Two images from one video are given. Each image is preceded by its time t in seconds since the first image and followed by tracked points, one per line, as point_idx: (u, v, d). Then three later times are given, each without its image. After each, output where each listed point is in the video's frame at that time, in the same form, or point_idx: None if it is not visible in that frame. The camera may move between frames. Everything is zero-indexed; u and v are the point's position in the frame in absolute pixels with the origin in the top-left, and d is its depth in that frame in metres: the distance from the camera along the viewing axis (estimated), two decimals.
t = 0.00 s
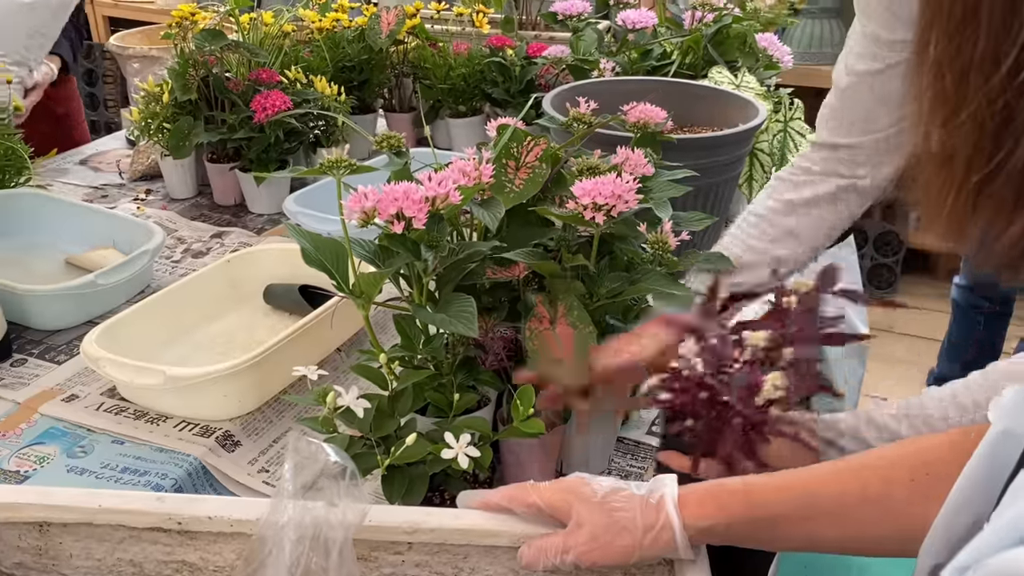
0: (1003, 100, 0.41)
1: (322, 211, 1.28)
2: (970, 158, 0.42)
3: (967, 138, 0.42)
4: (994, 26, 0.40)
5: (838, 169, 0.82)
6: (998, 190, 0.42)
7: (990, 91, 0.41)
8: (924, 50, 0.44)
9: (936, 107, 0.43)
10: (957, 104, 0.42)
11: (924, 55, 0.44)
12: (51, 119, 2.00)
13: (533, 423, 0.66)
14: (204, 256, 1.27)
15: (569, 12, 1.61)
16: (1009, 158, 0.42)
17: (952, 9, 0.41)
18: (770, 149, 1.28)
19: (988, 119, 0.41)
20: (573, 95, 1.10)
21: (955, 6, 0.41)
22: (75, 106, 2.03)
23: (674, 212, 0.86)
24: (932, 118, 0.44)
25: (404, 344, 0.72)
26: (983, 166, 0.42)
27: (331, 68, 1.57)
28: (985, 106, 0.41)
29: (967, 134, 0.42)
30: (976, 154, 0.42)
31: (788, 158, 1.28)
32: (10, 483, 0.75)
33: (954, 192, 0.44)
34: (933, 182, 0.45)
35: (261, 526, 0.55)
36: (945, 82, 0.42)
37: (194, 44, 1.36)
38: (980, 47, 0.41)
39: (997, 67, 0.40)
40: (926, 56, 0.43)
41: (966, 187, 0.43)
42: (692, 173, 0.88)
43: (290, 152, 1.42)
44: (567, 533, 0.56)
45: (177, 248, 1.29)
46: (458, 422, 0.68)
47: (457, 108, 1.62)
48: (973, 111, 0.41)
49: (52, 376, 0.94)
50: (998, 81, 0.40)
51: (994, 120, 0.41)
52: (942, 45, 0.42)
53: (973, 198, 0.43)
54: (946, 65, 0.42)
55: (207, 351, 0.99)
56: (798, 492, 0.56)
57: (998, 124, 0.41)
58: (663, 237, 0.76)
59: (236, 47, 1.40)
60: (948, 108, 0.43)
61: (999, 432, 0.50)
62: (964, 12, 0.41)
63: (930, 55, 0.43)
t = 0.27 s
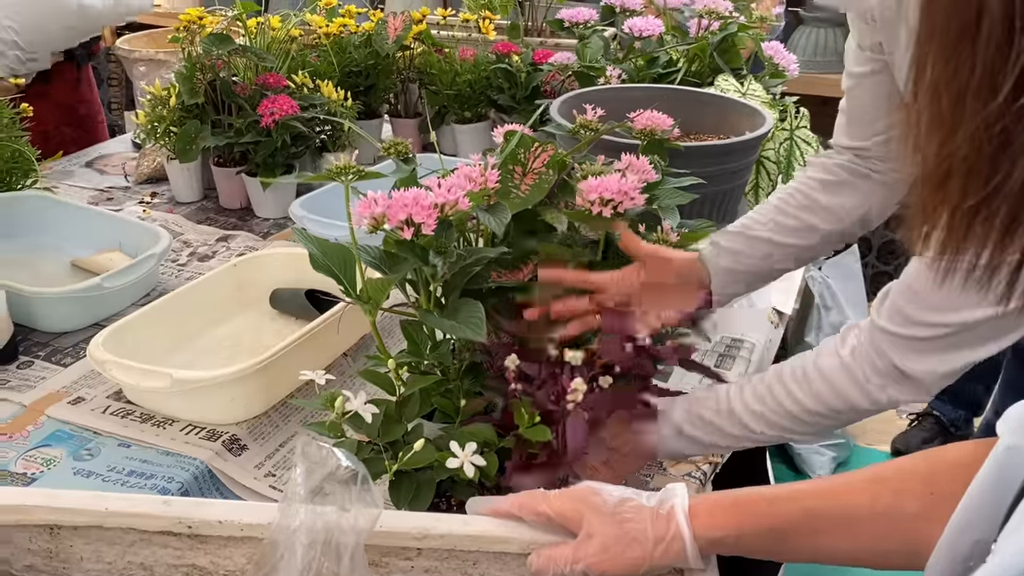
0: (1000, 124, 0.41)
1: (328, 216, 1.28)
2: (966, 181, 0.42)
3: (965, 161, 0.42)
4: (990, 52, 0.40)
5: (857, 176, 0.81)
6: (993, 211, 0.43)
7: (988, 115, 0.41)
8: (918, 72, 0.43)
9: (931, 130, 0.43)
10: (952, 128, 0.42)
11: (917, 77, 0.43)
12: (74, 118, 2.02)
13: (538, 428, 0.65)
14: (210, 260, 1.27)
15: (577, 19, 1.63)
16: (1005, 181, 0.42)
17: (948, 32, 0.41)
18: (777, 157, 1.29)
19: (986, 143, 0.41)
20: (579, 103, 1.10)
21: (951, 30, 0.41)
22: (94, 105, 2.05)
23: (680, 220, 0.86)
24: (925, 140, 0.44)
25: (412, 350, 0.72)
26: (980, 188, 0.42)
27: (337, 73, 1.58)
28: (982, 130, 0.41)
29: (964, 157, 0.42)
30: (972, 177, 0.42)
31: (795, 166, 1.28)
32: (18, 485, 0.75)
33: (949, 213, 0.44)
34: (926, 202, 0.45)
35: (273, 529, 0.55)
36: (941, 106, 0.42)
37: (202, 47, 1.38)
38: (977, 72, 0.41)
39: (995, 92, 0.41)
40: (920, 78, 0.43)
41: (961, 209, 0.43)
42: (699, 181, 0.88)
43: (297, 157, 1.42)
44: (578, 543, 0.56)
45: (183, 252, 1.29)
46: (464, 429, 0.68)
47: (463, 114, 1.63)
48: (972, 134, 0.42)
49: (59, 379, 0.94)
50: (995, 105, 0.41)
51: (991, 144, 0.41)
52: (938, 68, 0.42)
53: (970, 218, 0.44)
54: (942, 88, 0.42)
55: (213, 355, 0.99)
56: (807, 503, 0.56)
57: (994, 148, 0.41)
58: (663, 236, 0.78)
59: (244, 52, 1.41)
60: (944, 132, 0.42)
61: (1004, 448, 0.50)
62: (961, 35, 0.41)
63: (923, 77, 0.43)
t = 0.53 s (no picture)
0: (1000, 128, 0.40)
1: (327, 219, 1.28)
2: (965, 186, 0.42)
3: (963, 166, 0.42)
4: (990, 55, 0.40)
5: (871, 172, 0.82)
6: (992, 218, 0.43)
7: (987, 119, 0.41)
8: (919, 76, 0.43)
9: (931, 135, 0.43)
10: (952, 132, 0.42)
11: (918, 81, 0.43)
12: (73, 121, 2.03)
13: (535, 433, 0.66)
14: (209, 262, 1.27)
15: (576, 22, 1.62)
16: (1004, 187, 0.42)
17: (949, 36, 0.41)
18: (776, 160, 1.29)
19: (985, 148, 0.41)
20: (579, 106, 1.10)
21: (952, 33, 0.41)
22: (94, 108, 2.06)
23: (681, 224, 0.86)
24: (926, 145, 0.43)
25: (410, 354, 0.72)
26: (979, 194, 0.42)
27: (337, 76, 1.58)
28: (982, 135, 0.41)
29: (963, 163, 0.42)
30: (971, 183, 0.42)
31: (796, 169, 1.30)
32: (15, 490, 0.75)
33: (948, 219, 0.44)
34: (927, 208, 0.45)
35: (269, 536, 0.54)
36: (942, 111, 0.42)
37: (201, 50, 1.37)
38: (977, 76, 0.41)
39: (995, 96, 0.40)
40: (921, 82, 0.43)
41: (960, 215, 0.43)
42: (699, 185, 0.88)
43: (296, 160, 1.42)
44: (576, 550, 0.55)
45: (182, 254, 1.29)
46: (461, 434, 0.68)
47: (463, 117, 1.63)
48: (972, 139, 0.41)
49: (56, 382, 0.94)
50: (995, 109, 0.40)
51: (990, 149, 0.41)
52: (939, 72, 0.42)
53: (968, 226, 0.43)
54: (943, 92, 0.42)
55: (211, 359, 0.99)
56: (807, 510, 0.56)
57: (993, 153, 0.41)
58: (670, 244, 0.77)
59: (243, 54, 1.41)
60: (944, 136, 0.42)
61: (1003, 456, 0.50)
62: (961, 39, 0.41)
63: (924, 82, 0.43)
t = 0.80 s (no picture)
0: (999, 131, 0.40)
1: (326, 223, 1.28)
2: (965, 189, 0.42)
3: (963, 170, 0.41)
4: (990, 58, 0.39)
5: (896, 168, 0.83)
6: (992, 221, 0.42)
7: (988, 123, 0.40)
8: (917, 79, 0.42)
9: (930, 139, 0.42)
10: (952, 136, 0.41)
11: (916, 83, 0.42)
12: (75, 124, 2.01)
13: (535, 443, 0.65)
14: (207, 266, 1.26)
15: (576, 26, 1.63)
16: (1005, 190, 0.41)
17: (948, 38, 0.40)
18: (777, 164, 1.28)
19: (985, 150, 0.41)
20: (578, 109, 1.10)
21: (950, 36, 0.40)
22: (97, 111, 2.04)
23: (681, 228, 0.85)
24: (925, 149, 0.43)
25: (408, 359, 0.71)
26: (979, 197, 0.42)
27: (337, 79, 1.58)
28: (982, 138, 0.40)
29: (963, 166, 0.41)
30: (971, 186, 0.42)
31: (797, 173, 1.29)
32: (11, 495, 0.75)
33: (947, 223, 0.43)
34: (926, 210, 0.44)
35: (263, 544, 0.54)
36: (941, 115, 0.41)
37: (200, 53, 1.37)
38: (977, 79, 0.40)
39: (995, 99, 0.40)
40: (918, 85, 0.42)
41: (960, 218, 0.43)
42: (699, 189, 0.88)
43: (294, 163, 1.42)
44: (574, 557, 0.55)
45: (181, 258, 1.29)
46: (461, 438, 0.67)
47: (462, 120, 1.63)
48: (971, 143, 0.41)
49: (54, 387, 0.94)
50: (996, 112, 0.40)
51: (990, 152, 0.41)
52: (938, 75, 0.41)
53: (967, 228, 0.43)
54: (942, 96, 0.41)
55: (209, 363, 0.98)
56: (807, 518, 0.56)
57: (994, 156, 0.41)
58: (673, 252, 0.76)
59: (242, 57, 1.41)
60: (943, 140, 0.42)
61: (1005, 464, 0.50)
62: (960, 41, 0.40)
63: (921, 85, 0.42)
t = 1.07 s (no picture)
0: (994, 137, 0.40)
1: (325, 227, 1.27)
2: (962, 194, 0.42)
3: (961, 175, 0.41)
4: (986, 61, 0.40)
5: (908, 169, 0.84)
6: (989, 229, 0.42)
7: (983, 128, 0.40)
8: (918, 82, 0.43)
9: (930, 141, 0.43)
10: (949, 140, 0.42)
11: (917, 87, 0.43)
12: (76, 129, 2.02)
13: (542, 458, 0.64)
14: (206, 271, 1.26)
15: (575, 30, 1.63)
16: (1000, 196, 0.41)
17: (946, 41, 0.41)
18: (777, 168, 1.28)
19: (981, 156, 0.40)
20: (577, 114, 1.10)
21: (947, 38, 0.41)
22: (99, 116, 2.06)
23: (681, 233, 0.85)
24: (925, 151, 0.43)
25: (407, 365, 0.71)
26: (974, 202, 0.41)
27: (336, 84, 1.58)
28: (978, 142, 0.40)
29: (958, 170, 0.41)
30: (967, 192, 0.41)
31: (796, 178, 1.30)
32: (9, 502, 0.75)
33: (944, 229, 0.43)
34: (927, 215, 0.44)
35: (260, 552, 0.54)
36: (939, 118, 0.42)
37: (199, 58, 1.37)
38: (973, 82, 0.40)
39: (989, 102, 0.40)
40: (919, 87, 0.43)
41: (958, 223, 0.43)
42: (698, 194, 0.88)
43: (294, 167, 1.41)
44: (572, 565, 0.55)
45: (180, 262, 1.29)
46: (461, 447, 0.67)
47: (462, 124, 1.63)
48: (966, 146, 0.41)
49: (52, 392, 0.94)
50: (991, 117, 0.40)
51: (985, 158, 0.40)
52: (936, 78, 0.42)
53: (964, 235, 0.43)
54: (941, 100, 0.42)
55: (208, 368, 0.98)
56: (805, 526, 0.56)
57: (988, 162, 0.40)
58: (672, 260, 0.75)
59: (242, 62, 1.40)
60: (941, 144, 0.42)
61: (1003, 472, 0.49)
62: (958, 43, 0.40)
63: (921, 89, 0.43)
